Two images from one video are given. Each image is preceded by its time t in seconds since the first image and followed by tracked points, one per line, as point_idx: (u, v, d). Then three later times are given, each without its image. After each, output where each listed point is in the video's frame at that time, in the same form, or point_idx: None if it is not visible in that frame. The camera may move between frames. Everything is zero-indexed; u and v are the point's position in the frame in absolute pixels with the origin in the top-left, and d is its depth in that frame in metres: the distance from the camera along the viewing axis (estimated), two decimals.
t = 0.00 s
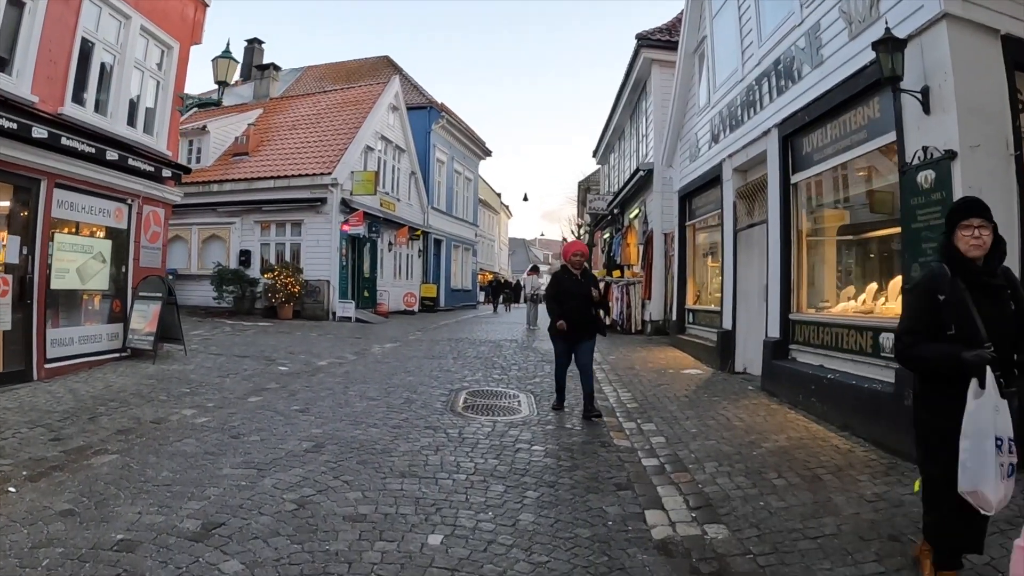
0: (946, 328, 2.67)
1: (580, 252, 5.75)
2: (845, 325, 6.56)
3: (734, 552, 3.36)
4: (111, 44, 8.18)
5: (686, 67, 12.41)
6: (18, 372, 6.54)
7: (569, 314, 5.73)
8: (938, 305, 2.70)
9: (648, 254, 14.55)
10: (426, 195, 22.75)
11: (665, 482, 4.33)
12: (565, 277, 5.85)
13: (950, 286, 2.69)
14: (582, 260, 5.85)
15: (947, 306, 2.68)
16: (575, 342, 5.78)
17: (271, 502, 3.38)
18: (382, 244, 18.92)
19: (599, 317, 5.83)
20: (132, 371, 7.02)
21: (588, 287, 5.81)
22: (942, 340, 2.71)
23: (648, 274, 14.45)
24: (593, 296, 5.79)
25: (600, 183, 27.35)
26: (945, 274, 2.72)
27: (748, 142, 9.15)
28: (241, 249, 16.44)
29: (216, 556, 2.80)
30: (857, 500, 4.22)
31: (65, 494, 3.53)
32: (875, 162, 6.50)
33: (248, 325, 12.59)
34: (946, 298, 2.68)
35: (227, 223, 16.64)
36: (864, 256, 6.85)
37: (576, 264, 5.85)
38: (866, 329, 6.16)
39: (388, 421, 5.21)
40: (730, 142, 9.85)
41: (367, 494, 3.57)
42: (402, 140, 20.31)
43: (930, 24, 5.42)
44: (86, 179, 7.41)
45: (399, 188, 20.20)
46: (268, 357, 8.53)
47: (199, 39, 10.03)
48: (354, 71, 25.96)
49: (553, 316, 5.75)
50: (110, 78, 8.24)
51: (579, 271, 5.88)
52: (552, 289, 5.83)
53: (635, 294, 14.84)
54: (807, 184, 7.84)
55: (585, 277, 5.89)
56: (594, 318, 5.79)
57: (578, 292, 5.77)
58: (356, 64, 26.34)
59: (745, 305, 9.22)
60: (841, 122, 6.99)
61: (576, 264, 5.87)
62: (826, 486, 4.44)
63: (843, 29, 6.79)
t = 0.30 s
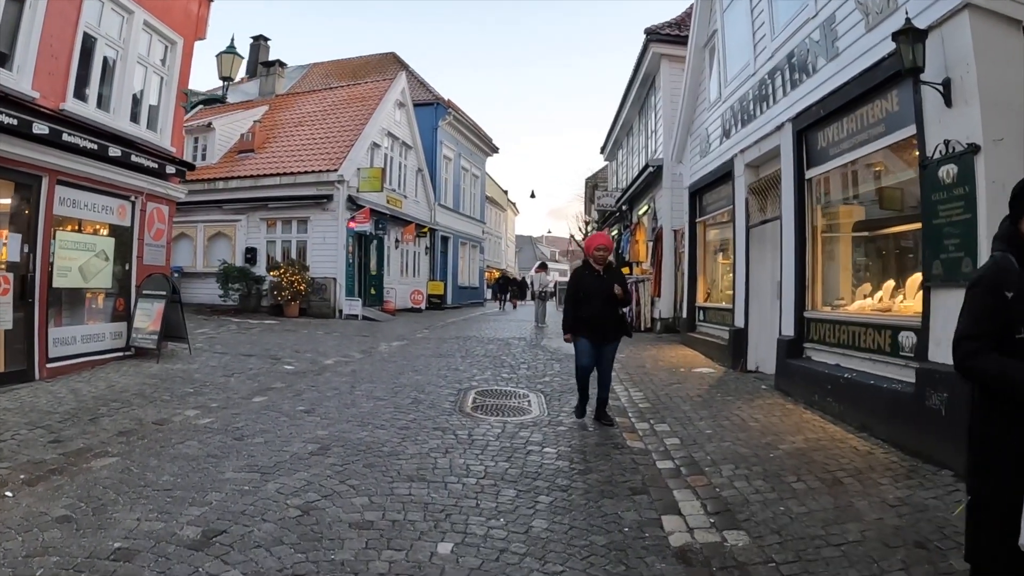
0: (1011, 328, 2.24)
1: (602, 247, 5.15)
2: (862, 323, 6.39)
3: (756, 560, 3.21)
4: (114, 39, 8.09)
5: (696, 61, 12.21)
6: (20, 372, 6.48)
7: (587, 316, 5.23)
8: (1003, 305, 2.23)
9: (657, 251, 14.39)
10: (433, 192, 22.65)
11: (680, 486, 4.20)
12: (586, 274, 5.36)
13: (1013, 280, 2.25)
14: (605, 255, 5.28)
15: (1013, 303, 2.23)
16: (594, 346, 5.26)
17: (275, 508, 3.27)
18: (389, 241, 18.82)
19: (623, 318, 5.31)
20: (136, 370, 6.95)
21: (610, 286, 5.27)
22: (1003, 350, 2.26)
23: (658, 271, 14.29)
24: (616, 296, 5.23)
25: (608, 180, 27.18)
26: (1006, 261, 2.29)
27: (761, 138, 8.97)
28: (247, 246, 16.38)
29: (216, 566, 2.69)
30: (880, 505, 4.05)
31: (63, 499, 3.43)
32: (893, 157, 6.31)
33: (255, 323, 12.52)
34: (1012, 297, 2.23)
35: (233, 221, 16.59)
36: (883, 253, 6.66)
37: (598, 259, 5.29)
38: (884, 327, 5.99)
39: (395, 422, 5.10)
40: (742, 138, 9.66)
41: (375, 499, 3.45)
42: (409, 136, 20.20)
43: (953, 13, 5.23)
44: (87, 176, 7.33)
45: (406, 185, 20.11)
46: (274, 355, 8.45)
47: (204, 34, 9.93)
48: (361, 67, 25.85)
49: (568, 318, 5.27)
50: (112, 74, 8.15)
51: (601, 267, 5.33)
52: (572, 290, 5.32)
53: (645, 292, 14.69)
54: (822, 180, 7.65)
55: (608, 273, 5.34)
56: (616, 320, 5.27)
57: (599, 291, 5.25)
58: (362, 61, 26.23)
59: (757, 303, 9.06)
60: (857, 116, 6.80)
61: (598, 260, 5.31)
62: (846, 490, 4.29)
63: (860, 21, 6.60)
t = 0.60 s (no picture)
0: None
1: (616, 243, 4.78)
2: (881, 319, 6.19)
3: (781, 570, 3.03)
4: (112, 29, 7.91)
5: (705, 53, 11.98)
6: (15, 369, 6.33)
7: (601, 317, 4.82)
8: None
9: (665, 246, 14.20)
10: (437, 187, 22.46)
11: (696, 489, 4.02)
12: (600, 274, 4.97)
13: None
14: (620, 251, 4.86)
15: None
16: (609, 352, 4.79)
17: (273, 514, 3.10)
18: (392, 236, 18.65)
19: (641, 319, 4.88)
20: (134, 366, 6.80)
21: (626, 285, 4.88)
22: None
23: (665, 266, 14.10)
24: (632, 296, 4.82)
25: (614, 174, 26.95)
26: None
27: (773, 130, 8.75)
28: (249, 241, 16.23)
29: None
30: (907, 510, 3.85)
31: (52, 503, 3.27)
32: (913, 149, 6.05)
33: (257, 319, 12.37)
34: None
35: (235, 215, 16.43)
36: (902, 247, 6.44)
37: (612, 256, 4.90)
38: (903, 324, 5.80)
39: (400, 421, 4.93)
40: (754, 130, 9.45)
41: (378, 503, 3.28)
42: (413, 130, 20.00)
43: None
44: (85, 168, 7.16)
45: (410, 179, 19.93)
46: (275, 351, 8.29)
47: (204, 25, 9.75)
48: (364, 61, 25.64)
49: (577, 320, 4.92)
50: (110, 64, 7.97)
51: (615, 264, 4.93)
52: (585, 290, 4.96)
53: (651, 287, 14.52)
54: (837, 172, 7.43)
55: (623, 271, 4.94)
56: (633, 322, 4.85)
57: (612, 291, 4.85)
58: (365, 55, 26.01)
59: (769, 298, 8.87)
60: (875, 107, 6.58)
61: (612, 257, 4.91)
62: (870, 493, 4.10)
63: (878, 8, 6.38)
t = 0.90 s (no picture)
0: None
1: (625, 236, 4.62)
2: (894, 322, 5.99)
3: None
4: (102, 22, 7.69)
5: (709, 48, 11.76)
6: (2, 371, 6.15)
7: (611, 317, 4.59)
8: None
9: (668, 244, 14.02)
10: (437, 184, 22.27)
11: (708, 504, 3.82)
12: (605, 269, 4.72)
13: None
14: (627, 244, 4.68)
15: None
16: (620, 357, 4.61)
17: (259, 533, 2.91)
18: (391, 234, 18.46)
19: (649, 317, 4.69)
20: (124, 369, 6.62)
21: (634, 281, 4.66)
22: None
23: (667, 265, 13.92)
24: (642, 292, 4.62)
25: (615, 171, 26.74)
26: None
27: (781, 127, 8.54)
28: (246, 238, 16.03)
29: None
30: (928, 526, 3.66)
31: (29, 519, 3.08)
32: (929, 147, 5.86)
33: (254, 318, 12.18)
34: None
35: (232, 212, 16.23)
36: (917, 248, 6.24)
37: (617, 250, 4.70)
38: (918, 327, 5.61)
39: (395, 428, 4.74)
40: (760, 127, 9.24)
41: (371, 521, 3.08)
42: (412, 126, 19.79)
43: None
44: (73, 165, 6.96)
45: (409, 176, 19.74)
46: (270, 352, 8.09)
47: (198, 19, 9.53)
48: (363, 57, 25.40)
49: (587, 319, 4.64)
50: (100, 58, 7.75)
51: (621, 259, 4.72)
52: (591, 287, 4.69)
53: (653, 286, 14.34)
54: (847, 170, 7.23)
55: (630, 267, 4.73)
56: (643, 321, 4.65)
57: (622, 288, 4.62)
58: (364, 50, 25.77)
59: (776, 299, 8.67)
60: (888, 103, 6.36)
61: (618, 251, 4.71)
62: (889, 508, 3.90)
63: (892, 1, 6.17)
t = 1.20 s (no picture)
0: None
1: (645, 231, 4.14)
2: (908, 319, 5.84)
3: None
4: (97, 13, 7.51)
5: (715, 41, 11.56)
6: None
7: (630, 324, 4.14)
8: None
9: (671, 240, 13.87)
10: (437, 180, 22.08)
11: (722, 508, 3.66)
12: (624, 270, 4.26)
13: None
14: (649, 242, 4.21)
15: None
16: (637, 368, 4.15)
17: (253, 541, 2.75)
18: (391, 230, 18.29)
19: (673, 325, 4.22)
20: (119, 366, 6.47)
21: (656, 284, 4.21)
22: None
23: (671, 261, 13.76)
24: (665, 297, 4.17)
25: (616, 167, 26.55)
26: None
27: (790, 120, 8.35)
28: (245, 234, 15.87)
29: None
30: (952, 530, 3.50)
31: (12, 525, 2.93)
32: (946, 139, 5.68)
33: (252, 315, 12.01)
34: None
35: (231, 208, 16.07)
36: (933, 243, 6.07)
37: (639, 248, 4.25)
38: (934, 324, 5.45)
39: (396, 428, 4.59)
40: (768, 120, 9.05)
41: (371, 528, 2.93)
42: (412, 121, 19.60)
43: None
44: (67, 159, 6.79)
45: (409, 171, 19.56)
46: (268, 350, 7.94)
47: (196, 11, 9.34)
48: (362, 52, 25.19)
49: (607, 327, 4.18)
50: (95, 50, 7.58)
51: (642, 258, 4.27)
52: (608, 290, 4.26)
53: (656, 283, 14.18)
54: (859, 164, 7.05)
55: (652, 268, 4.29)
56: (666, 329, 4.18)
57: (642, 292, 4.18)
58: (364, 46, 25.55)
59: (783, 295, 8.51)
60: (903, 95, 6.18)
61: (639, 249, 4.25)
62: (911, 512, 3.74)
63: None
